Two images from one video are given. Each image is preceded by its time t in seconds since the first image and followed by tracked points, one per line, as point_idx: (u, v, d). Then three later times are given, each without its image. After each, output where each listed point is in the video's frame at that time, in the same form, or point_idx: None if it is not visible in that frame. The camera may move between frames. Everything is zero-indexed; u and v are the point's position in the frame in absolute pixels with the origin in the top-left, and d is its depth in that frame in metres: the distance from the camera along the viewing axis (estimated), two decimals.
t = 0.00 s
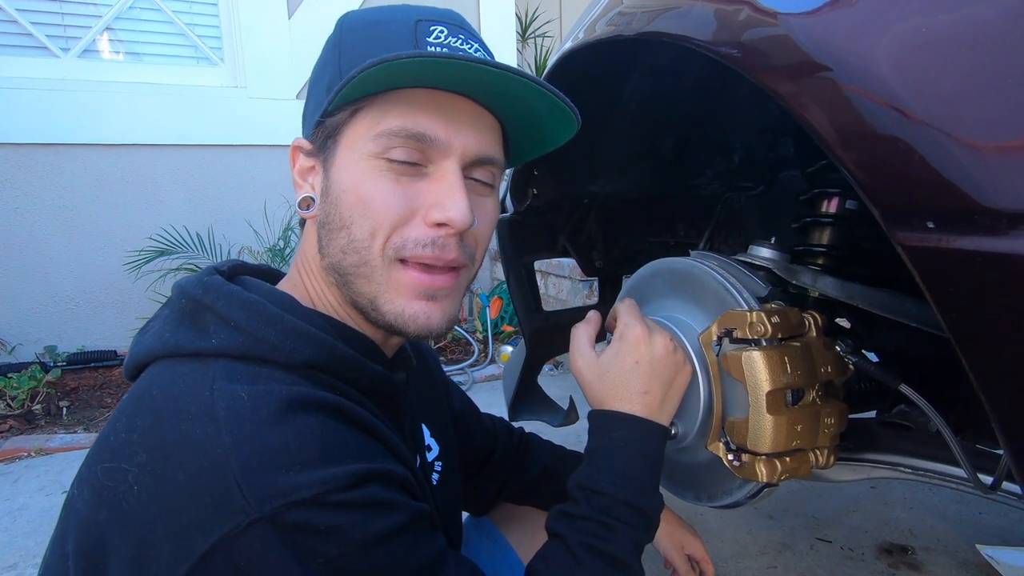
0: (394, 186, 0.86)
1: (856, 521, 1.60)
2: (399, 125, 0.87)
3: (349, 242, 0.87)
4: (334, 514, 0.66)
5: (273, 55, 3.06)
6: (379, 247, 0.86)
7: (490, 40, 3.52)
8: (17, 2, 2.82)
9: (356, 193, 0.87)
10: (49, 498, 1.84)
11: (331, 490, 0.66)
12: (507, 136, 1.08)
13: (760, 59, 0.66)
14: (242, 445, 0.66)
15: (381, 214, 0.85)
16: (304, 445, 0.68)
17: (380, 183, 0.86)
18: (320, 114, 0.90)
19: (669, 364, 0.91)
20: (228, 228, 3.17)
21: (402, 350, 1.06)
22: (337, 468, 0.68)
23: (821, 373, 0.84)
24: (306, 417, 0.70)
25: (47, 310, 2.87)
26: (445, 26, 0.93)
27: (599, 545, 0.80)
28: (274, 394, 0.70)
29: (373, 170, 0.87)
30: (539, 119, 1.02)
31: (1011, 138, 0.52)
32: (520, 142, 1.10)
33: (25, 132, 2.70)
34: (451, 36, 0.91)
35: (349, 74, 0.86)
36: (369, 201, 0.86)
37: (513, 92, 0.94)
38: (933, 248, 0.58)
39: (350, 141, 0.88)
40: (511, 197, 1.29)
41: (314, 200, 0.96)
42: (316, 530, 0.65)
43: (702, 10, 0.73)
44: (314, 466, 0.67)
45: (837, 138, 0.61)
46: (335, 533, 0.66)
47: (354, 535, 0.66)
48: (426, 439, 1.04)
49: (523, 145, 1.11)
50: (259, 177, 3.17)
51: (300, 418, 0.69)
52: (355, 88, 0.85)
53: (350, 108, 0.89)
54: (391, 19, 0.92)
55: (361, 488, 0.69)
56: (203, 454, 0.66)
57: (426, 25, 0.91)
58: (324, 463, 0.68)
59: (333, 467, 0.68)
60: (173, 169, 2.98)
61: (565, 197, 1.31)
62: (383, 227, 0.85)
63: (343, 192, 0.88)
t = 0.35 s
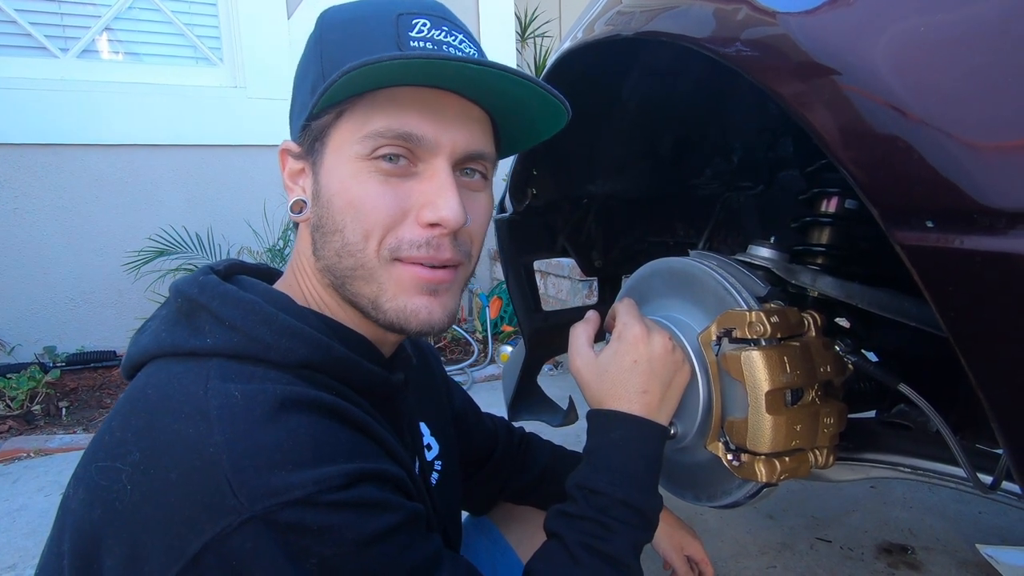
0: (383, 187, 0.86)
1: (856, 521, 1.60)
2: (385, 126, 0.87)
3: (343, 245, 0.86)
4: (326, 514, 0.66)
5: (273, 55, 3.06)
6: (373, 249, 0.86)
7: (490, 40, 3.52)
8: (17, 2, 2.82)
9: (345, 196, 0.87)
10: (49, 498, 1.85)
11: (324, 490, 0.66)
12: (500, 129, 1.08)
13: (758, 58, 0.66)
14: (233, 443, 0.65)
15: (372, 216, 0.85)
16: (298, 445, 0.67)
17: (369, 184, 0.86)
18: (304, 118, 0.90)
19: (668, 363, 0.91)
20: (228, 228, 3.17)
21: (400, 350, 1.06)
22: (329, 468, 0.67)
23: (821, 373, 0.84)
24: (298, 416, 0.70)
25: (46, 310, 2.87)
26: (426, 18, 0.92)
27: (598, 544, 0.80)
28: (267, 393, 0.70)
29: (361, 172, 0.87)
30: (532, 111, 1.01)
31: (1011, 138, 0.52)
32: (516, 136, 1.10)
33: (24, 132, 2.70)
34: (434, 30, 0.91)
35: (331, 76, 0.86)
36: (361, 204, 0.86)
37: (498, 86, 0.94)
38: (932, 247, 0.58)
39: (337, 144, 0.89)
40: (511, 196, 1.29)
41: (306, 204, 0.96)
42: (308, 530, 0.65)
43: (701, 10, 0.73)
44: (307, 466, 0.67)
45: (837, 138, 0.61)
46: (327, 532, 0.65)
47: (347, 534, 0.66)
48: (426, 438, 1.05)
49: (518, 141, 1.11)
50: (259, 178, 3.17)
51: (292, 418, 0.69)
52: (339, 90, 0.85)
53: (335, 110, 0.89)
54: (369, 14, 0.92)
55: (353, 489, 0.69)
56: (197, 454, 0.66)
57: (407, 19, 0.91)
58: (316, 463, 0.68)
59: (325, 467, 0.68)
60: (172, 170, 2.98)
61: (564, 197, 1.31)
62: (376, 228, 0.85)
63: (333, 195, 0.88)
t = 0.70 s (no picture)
0: (385, 184, 0.86)
1: (857, 521, 1.60)
2: (388, 123, 0.87)
3: (343, 242, 0.86)
4: (324, 514, 0.66)
5: (273, 56, 3.06)
6: (372, 246, 0.86)
7: (490, 40, 3.52)
8: (17, 2, 2.82)
9: (347, 192, 0.87)
10: (50, 498, 1.85)
11: (321, 490, 0.66)
12: (501, 130, 1.08)
13: (758, 58, 0.66)
14: (231, 443, 0.65)
15: (373, 213, 0.85)
16: (296, 445, 0.67)
17: (371, 181, 0.86)
18: (309, 114, 0.90)
19: (668, 363, 0.91)
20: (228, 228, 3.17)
21: (400, 351, 1.06)
22: (326, 469, 0.67)
23: (820, 373, 0.84)
24: (296, 415, 0.70)
25: (46, 310, 2.87)
26: (433, 20, 0.92)
27: (597, 544, 0.80)
28: (266, 392, 0.70)
29: (363, 169, 0.87)
30: (535, 113, 1.01)
31: (1010, 137, 0.52)
32: (516, 136, 1.10)
33: (24, 132, 2.70)
34: (440, 31, 0.91)
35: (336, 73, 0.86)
36: (361, 200, 0.86)
37: (502, 87, 0.94)
38: (932, 247, 0.58)
39: (340, 141, 0.89)
40: (511, 197, 1.29)
41: (308, 201, 0.96)
42: (307, 530, 0.65)
43: (701, 10, 0.73)
44: (305, 466, 0.67)
45: (836, 138, 0.61)
46: (326, 532, 0.65)
47: (346, 534, 0.66)
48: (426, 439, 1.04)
49: (518, 141, 1.11)
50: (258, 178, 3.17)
51: (290, 418, 0.69)
52: (344, 87, 0.85)
53: (340, 108, 0.89)
54: (377, 16, 0.92)
55: (352, 488, 0.69)
56: (197, 454, 0.66)
57: (414, 20, 0.91)
58: (314, 463, 0.68)
59: (323, 467, 0.68)
60: (172, 170, 2.98)
61: (564, 197, 1.31)
62: (376, 225, 0.85)
63: (334, 192, 0.89)
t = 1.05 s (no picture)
0: (389, 183, 0.86)
1: (857, 521, 1.60)
2: (393, 122, 0.87)
3: (347, 240, 0.86)
4: (324, 515, 0.66)
5: (273, 55, 3.06)
6: (375, 245, 0.85)
7: (490, 40, 3.52)
8: (16, 2, 2.82)
9: (351, 190, 0.87)
10: (49, 498, 1.85)
11: (321, 490, 0.66)
12: (503, 131, 1.08)
13: (758, 58, 0.66)
14: (231, 443, 0.65)
15: (376, 211, 0.85)
16: (296, 445, 0.67)
17: (376, 180, 0.86)
18: (314, 113, 0.90)
19: (669, 362, 0.91)
20: (228, 228, 3.16)
21: (400, 351, 1.05)
22: (326, 469, 0.67)
23: (821, 373, 0.84)
24: (296, 415, 0.70)
25: (47, 310, 2.87)
26: (437, 20, 0.92)
27: (598, 544, 0.80)
28: (266, 392, 0.70)
29: (369, 167, 0.87)
30: (538, 112, 1.01)
31: (1011, 137, 0.52)
32: (516, 136, 1.10)
33: (24, 131, 2.70)
34: (444, 31, 0.91)
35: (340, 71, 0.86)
36: (365, 198, 0.86)
37: (505, 87, 0.94)
38: (932, 247, 0.58)
39: (345, 139, 0.89)
40: (511, 197, 1.29)
41: (309, 200, 0.96)
42: (307, 531, 0.64)
43: (701, 10, 0.73)
44: (305, 466, 0.67)
45: (836, 137, 0.61)
46: (326, 532, 0.65)
47: (346, 535, 0.66)
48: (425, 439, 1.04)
49: (518, 141, 1.11)
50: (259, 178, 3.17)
51: (291, 418, 0.69)
52: (350, 84, 0.85)
53: (344, 106, 0.89)
54: (382, 17, 0.92)
55: (352, 489, 0.69)
56: (197, 455, 0.66)
57: (419, 21, 0.91)
58: (314, 463, 0.68)
59: (323, 467, 0.68)
60: (173, 170, 2.98)
61: (564, 197, 1.31)
62: (380, 224, 0.85)
63: (338, 190, 0.88)
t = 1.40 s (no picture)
0: (390, 181, 0.86)
1: (857, 522, 1.60)
2: (394, 121, 0.87)
3: (347, 237, 0.86)
4: (324, 512, 0.65)
5: (273, 55, 3.06)
6: (376, 241, 0.85)
7: (490, 40, 3.52)
8: (17, 2, 2.82)
9: (351, 188, 0.87)
10: (49, 499, 1.85)
11: (322, 488, 0.66)
12: (503, 132, 1.08)
13: (759, 58, 0.66)
14: (232, 441, 0.65)
15: (376, 208, 0.85)
16: (296, 443, 0.67)
17: (376, 178, 0.86)
18: (316, 113, 0.90)
19: (669, 362, 0.91)
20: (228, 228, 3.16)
21: (400, 351, 1.05)
22: (327, 467, 0.67)
23: (821, 373, 0.84)
24: (296, 413, 0.70)
25: (47, 310, 2.87)
26: (441, 22, 0.92)
27: (598, 544, 0.80)
28: (267, 390, 0.70)
29: (369, 166, 0.87)
30: (538, 112, 1.01)
31: (1011, 137, 0.52)
32: (517, 137, 1.10)
33: (23, 131, 2.69)
34: (446, 33, 0.91)
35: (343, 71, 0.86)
36: (365, 196, 0.86)
37: (507, 87, 0.94)
38: (933, 247, 0.58)
39: (346, 138, 0.89)
40: (511, 197, 1.29)
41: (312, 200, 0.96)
42: (307, 531, 0.64)
43: (701, 10, 0.73)
44: (306, 464, 0.67)
45: (835, 135, 0.61)
46: (327, 530, 0.65)
47: (346, 532, 0.66)
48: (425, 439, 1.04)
49: (519, 142, 1.11)
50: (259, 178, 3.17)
51: (291, 416, 0.69)
52: (353, 83, 0.85)
53: (346, 106, 0.89)
54: (385, 18, 0.93)
55: (353, 487, 0.69)
56: (197, 454, 0.66)
57: (421, 22, 0.91)
58: (315, 461, 0.68)
59: (324, 465, 0.68)
60: (173, 170, 2.98)
61: (564, 198, 1.31)
62: (380, 220, 0.85)
63: (339, 188, 0.88)
